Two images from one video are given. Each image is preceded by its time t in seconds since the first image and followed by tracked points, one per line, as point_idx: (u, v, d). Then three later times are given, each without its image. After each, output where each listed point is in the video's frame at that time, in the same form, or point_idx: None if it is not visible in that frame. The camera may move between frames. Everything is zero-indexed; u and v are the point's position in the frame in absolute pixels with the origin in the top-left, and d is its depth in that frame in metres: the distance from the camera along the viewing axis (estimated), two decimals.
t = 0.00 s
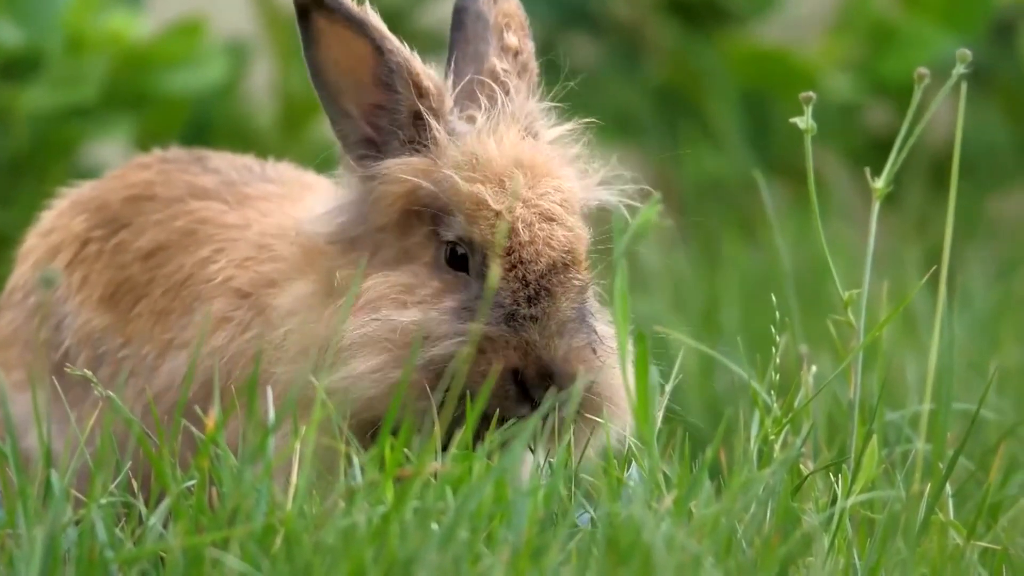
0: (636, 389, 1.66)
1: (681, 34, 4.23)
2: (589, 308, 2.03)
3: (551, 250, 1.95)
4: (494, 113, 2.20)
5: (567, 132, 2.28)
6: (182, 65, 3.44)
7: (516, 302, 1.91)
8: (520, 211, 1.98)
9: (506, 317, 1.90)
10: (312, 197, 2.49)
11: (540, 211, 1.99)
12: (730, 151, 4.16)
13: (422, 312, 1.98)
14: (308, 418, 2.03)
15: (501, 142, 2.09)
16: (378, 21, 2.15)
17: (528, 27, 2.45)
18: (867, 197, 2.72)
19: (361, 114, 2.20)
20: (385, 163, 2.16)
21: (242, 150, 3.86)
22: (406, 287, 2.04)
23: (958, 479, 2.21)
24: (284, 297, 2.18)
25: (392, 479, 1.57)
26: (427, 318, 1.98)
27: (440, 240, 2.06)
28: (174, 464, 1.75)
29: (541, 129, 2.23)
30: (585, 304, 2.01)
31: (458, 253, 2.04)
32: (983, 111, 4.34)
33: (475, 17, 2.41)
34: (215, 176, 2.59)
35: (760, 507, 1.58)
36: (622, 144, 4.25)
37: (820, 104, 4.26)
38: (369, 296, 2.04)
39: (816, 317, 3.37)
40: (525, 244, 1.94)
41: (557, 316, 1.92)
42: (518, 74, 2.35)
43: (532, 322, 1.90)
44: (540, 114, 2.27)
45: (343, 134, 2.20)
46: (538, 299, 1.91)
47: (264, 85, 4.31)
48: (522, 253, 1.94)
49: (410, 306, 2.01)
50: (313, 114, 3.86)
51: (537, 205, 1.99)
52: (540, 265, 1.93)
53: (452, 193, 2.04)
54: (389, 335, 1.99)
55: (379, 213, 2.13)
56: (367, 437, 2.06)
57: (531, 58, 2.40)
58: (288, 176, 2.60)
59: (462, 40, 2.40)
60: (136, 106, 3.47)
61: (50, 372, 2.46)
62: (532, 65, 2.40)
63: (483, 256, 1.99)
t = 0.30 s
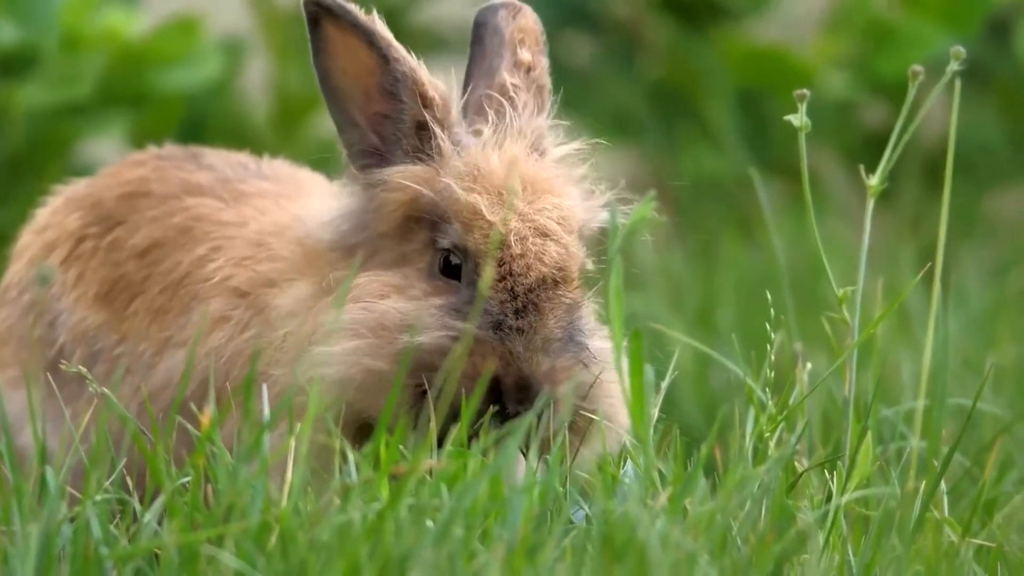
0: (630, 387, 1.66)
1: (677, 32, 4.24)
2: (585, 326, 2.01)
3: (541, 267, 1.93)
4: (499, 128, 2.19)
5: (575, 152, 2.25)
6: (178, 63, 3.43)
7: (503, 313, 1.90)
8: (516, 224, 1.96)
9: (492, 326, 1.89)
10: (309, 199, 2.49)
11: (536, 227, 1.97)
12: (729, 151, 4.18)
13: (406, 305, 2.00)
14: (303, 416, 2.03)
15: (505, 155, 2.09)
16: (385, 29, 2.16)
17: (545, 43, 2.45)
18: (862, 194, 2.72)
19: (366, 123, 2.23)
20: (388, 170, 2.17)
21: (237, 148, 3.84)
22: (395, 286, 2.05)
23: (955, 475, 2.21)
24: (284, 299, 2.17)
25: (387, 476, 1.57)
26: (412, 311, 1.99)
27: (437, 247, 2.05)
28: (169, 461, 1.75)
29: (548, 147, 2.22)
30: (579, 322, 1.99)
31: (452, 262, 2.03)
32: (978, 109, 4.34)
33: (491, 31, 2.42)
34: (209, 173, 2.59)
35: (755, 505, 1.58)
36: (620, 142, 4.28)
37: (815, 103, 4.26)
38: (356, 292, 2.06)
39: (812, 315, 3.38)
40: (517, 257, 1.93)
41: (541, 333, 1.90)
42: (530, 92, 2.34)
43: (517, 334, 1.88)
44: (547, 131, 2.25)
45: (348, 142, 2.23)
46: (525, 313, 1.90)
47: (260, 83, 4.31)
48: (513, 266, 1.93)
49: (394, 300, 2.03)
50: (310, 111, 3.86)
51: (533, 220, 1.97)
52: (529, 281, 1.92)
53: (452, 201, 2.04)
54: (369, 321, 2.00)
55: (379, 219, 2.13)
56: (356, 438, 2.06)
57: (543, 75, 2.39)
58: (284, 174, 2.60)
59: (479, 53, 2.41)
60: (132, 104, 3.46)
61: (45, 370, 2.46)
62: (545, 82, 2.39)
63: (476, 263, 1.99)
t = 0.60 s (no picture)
0: (628, 385, 1.66)
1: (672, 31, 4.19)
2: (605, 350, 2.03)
3: (571, 296, 1.94)
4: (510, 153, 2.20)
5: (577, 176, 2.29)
6: (172, 59, 3.42)
7: (534, 345, 1.90)
8: (542, 253, 1.97)
9: (524, 360, 1.90)
10: (303, 198, 2.50)
11: (562, 256, 1.99)
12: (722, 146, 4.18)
13: (434, 344, 1.98)
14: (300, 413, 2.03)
15: (522, 184, 2.10)
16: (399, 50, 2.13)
17: (543, 63, 2.46)
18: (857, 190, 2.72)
19: (377, 146, 2.20)
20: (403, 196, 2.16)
21: (232, 144, 3.84)
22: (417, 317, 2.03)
23: (949, 471, 2.21)
24: (286, 307, 2.17)
25: (383, 473, 1.57)
26: (439, 350, 1.97)
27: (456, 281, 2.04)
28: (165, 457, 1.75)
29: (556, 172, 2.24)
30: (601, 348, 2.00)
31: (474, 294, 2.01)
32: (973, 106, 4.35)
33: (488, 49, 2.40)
34: (204, 170, 2.58)
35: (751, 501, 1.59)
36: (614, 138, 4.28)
37: (811, 100, 4.27)
38: (381, 325, 2.05)
39: (807, 313, 3.38)
40: (546, 287, 1.94)
41: (573, 362, 1.90)
42: (530, 113, 2.34)
43: (548, 367, 1.89)
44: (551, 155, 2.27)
45: (358, 165, 2.20)
46: (556, 344, 1.90)
47: (256, 80, 4.31)
48: (542, 296, 1.93)
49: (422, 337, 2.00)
50: (304, 109, 3.87)
51: (558, 250, 1.99)
52: (560, 311, 1.92)
53: (474, 231, 2.04)
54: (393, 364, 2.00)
55: (392, 244, 2.12)
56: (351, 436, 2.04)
57: (544, 96, 2.40)
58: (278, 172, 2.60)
59: (478, 72, 2.39)
60: (127, 102, 3.45)
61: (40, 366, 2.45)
62: (546, 103, 2.39)
63: (501, 299, 1.95)
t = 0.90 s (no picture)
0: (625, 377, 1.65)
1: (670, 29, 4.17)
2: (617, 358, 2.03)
3: (585, 291, 1.96)
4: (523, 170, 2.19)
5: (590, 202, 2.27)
6: (170, 55, 3.42)
7: (548, 337, 1.92)
8: (555, 252, 1.99)
9: (537, 352, 1.91)
10: (305, 196, 2.51)
11: (575, 256, 2.01)
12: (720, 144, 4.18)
13: (448, 342, 1.97)
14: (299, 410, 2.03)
15: (533, 193, 2.12)
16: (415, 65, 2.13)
17: (558, 93, 2.44)
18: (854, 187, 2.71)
19: (389, 161, 2.20)
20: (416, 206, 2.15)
21: (231, 143, 3.83)
22: (430, 319, 2.02)
23: (947, 469, 2.21)
24: (293, 310, 2.17)
25: (382, 469, 1.57)
26: (453, 347, 1.96)
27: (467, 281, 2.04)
28: (165, 455, 1.75)
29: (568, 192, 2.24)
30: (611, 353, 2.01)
31: (489, 296, 2.00)
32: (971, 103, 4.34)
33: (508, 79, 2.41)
34: (205, 168, 2.57)
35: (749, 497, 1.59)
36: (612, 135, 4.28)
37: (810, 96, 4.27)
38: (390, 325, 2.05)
39: (806, 310, 3.38)
40: (559, 282, 1.96)
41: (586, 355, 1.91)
42: (545, 139, 2.33)
43: (563, 358, 1.91)
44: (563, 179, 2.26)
45: (370, 179, 2.20)
46: (569, 336, 1.92)
47: (254, 77, 4.31)
48: (556, 291, 1.95)
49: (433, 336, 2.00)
50: (302, 107, 3.87)
51: (571, 251, 2.01)
52: (573, 305, 1.95)
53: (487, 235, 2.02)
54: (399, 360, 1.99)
55: (404, 254, 2.11)
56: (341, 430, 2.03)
57: (558, 123, 2.38)
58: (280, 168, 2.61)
59: (495, 99, 2.38)
60: (125, 99, 3.45)
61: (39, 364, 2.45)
62: (560, 131, 2.37)
63: (514, 295, 1.97)
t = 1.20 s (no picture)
0: (626, 372, 1.65)
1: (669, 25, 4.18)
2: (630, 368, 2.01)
3: (593, 318, 1.93)
4: (527, 174, 2.19)
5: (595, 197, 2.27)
6: (170, 52, 3.42)
7: (556, 369, 1.91)
8: (563, 276, 1.97)
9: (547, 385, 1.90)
10: (309, 194, 2.52)
11: (583, 278, 1.98)
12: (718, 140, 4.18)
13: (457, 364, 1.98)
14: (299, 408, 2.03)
15: (540, 207, 2.10)
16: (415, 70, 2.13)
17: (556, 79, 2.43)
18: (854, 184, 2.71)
19: (394, 166, 2.20)
20: (423, 222, 2.15)
21: (230, 138, 3.82)
22: (440, 336, 2.03)
23: (947, 466, 2.21)
24: (301, 311, 2.18)
25: (382, 466, 1.57)
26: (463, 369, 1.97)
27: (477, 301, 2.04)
28: (165, 451, 1.75)
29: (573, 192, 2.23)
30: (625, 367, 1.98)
31: (496, 315, 2.00)
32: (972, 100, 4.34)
33: (501, 64, 2.41)
34: (206, 165, 2.57)
35: (750, 494, 1.59)
36: (611, 131, 4.28)
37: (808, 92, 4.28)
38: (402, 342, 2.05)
39: (806, 307, 3.38)
40: (568, 310, 1.94)
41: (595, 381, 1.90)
42: (547, 131, 2.32)
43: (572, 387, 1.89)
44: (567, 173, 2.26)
45: (376, 185, 2.20)
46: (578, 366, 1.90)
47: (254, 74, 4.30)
48: (564, 319, 1.93)
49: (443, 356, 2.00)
50: (302, 102, 3.87)
51: (580, 272, 1.99)
52: (582, 334, 1.92)
53: (494, 256, 2.02)
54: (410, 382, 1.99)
55: (412, 268, 2.12)
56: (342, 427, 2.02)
57: (559, 113, 2.37)
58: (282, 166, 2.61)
59: (490, 87, 2.40)
60: (125, 96, 3.45)
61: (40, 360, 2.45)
62: (560, 120, 2.36)
63: (524, 323, 1.96)
